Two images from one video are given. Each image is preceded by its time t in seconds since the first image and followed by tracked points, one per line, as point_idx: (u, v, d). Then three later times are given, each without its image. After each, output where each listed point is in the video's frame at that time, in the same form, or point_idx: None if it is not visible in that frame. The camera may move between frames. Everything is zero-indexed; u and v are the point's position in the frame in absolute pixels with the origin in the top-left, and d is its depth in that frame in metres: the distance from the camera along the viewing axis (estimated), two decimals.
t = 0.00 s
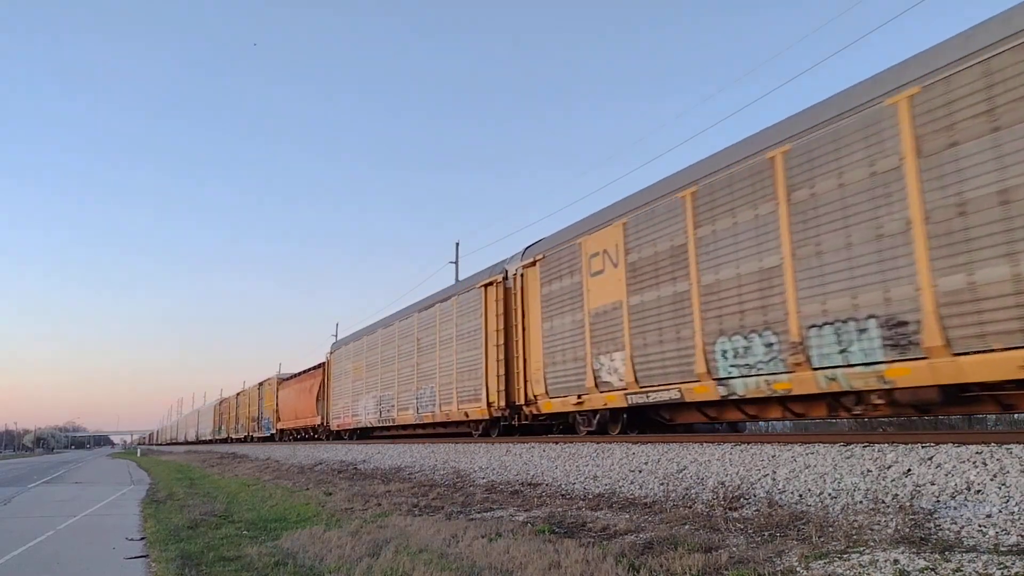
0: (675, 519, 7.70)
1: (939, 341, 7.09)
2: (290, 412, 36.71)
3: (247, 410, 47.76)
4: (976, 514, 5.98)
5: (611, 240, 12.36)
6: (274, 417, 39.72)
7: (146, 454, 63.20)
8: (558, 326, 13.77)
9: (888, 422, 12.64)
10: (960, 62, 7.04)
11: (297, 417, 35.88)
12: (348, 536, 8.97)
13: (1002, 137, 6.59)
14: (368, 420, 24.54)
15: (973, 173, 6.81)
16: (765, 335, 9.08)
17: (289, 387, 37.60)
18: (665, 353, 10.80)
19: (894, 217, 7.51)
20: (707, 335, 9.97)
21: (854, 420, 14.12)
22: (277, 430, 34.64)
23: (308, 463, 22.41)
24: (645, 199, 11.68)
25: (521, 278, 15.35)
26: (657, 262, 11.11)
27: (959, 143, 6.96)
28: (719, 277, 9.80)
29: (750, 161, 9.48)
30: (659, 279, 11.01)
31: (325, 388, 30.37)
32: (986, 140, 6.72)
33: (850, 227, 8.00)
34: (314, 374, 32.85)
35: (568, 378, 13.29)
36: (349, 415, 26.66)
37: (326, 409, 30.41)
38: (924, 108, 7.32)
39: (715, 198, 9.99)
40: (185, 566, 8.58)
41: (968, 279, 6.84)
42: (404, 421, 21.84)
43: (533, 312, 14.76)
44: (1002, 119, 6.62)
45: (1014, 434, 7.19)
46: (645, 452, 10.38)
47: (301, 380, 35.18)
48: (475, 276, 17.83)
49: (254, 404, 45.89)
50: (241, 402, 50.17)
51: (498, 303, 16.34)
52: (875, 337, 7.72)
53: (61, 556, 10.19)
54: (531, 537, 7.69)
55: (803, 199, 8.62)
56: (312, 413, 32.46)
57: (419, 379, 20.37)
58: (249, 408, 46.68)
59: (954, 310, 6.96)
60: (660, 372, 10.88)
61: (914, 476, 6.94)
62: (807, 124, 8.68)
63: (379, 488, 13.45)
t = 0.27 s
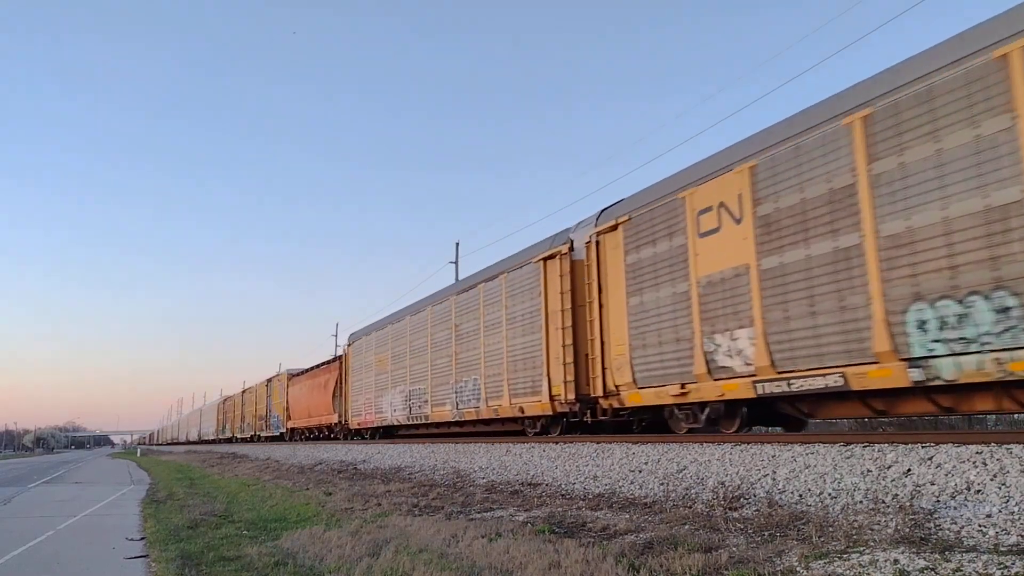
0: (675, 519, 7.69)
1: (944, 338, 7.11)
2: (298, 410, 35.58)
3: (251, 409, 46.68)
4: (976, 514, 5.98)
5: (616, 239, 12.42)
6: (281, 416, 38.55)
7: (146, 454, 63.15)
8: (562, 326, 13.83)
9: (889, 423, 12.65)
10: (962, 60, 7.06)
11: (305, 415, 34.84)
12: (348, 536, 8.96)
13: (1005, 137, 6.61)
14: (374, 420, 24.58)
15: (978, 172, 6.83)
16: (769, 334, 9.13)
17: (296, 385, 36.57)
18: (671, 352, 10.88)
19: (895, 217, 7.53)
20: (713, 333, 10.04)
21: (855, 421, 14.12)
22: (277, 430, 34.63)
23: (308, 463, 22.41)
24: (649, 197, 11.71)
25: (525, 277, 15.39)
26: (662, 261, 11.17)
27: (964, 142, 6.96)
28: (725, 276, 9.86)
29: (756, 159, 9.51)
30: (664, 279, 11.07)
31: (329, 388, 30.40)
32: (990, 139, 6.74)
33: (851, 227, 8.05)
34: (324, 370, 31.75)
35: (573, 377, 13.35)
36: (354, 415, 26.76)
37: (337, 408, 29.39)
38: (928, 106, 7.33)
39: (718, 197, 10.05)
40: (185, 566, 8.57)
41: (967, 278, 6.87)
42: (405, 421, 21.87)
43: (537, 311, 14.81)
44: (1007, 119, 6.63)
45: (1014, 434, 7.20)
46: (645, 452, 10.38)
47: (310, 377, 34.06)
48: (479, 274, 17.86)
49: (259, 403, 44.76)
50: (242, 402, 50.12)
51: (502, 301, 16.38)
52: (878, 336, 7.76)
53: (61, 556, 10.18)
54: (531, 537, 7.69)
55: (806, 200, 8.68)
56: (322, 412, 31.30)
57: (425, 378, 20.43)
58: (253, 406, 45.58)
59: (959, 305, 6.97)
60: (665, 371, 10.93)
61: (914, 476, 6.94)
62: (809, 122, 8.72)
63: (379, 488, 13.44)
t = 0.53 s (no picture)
0: (675, 519, 7.69)
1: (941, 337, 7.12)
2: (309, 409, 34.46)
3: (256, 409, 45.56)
4: (976, 514, 5.98)
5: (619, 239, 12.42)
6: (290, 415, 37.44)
7: (146, 454, 63.13)
8: (565, 325, 13.86)
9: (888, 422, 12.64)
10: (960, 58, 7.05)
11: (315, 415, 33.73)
12: (348, 537, 8.96)
13: (998, 134, 6.61)
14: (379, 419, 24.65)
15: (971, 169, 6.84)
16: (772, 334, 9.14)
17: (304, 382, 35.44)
18: (674, 352, 10.91)
19: (897, 215, 7.54)
20: (716, 332, 10.05)
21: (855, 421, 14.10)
22: (278, 430, 34.63)
23: (308, 463, 22.40)
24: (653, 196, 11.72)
25: (527, 276, 15.39)
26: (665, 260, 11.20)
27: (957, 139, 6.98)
28: (729, 276, 9.88)
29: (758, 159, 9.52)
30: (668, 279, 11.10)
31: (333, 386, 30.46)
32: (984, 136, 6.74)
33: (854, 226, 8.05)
34: (335, 367, 30.53)
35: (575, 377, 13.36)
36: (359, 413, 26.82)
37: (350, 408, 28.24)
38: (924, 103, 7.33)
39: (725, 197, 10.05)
40: (184, 566, 8.57)
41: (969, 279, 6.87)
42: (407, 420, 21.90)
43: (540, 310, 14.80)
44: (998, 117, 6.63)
45: (1014, 434, 7.19)
46: (645, 452, 10.38)
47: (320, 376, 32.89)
48: (483, 273, 17.83)
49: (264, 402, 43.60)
50: (242, 402, 50.13)
51: (504, 300, 16.38)
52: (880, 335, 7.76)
53: (60, 556, 10.17)
54: (531, 538, 7.69)
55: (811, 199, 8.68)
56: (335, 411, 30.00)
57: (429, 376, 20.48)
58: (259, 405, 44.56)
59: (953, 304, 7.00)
60: (667, 370, 10.95)
61: (914, 476, 6.94)
62: (812, 121, 8.73)
63: (379, 488, 13.43)
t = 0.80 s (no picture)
0: (675, 519, 7.69)
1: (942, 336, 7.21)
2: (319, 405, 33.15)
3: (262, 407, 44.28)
4: (976, 514, 5.97)
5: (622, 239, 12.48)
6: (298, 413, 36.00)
7: (146, 454, 63.09)
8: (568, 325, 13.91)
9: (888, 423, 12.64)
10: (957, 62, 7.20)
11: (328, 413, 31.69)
12: (348, 536, 8.96)
13: (1001, 135, 6.68)
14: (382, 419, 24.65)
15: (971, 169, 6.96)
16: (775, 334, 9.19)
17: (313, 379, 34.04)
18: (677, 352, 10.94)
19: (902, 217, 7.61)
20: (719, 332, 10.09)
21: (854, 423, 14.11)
22: (278, 430, 34.62)
23: (308, 463, 22.38)
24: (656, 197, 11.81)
25: (530, 275, 15.46)
26: (669, 260, 11.25)
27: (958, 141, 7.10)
28: (733, 276, 9.93)
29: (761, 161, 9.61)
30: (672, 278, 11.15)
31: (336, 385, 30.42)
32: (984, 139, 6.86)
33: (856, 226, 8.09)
34: (349, 362, 29.06)
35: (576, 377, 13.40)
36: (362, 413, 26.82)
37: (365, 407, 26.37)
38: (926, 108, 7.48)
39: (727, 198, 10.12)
40: (184, 566, 8.56)
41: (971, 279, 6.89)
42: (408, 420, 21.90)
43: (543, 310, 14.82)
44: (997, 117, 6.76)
45: (1014, 434, 7.20)
46: (645, 452, 10.38)
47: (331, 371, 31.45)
48: (485, 272, 17.85)
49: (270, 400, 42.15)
50: (241, 402, 50.10)
51: (508, 300, 16.39)
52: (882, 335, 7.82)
53: (60, 556, 10.17)
54: (531, 537, 7.68)
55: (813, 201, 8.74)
56: (349, 408, 28.55)
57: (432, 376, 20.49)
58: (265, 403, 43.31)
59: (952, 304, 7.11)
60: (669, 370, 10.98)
61: (914, 476, 6.94)
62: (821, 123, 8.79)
63: (379, 488, 13.43)
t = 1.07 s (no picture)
0: (675, 519, 7.69)
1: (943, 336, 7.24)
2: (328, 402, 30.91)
3: (267, 405, 42.87)
4: (976, 515, 5.98)
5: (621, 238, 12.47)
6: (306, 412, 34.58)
7: (146, 454, 63.06)
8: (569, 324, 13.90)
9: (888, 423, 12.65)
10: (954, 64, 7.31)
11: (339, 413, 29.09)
12: (348, 537, 8.96)
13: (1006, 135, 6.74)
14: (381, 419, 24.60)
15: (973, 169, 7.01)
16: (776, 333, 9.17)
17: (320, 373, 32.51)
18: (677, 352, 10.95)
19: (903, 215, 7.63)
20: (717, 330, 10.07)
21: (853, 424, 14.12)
22: (278, 430, 34.65)
23: (307, 463, 22.36)
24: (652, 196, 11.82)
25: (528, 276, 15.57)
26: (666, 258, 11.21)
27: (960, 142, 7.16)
28: (733, 275, 9.93)
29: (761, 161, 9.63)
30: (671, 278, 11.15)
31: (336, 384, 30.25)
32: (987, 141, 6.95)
33: (858, 224, 8.13)
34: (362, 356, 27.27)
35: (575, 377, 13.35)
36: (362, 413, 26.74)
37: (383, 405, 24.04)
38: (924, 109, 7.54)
39: (727, 198, 10.15)
40: (184, 566, 8.57)
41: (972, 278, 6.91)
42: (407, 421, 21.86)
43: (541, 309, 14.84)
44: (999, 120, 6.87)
45: (1014, 434, 7.20)
46: (645, 452, 10.38)
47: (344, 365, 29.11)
48: (484, 272, 17.88)
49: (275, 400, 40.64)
50: (241, 402, 50.12)
51: (507, 298, 16.38)
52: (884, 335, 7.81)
53: (60, 556, 10.17)
54: (531, 538, 7.69)
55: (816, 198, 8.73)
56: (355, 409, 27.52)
57: (433, 374, 20.40)
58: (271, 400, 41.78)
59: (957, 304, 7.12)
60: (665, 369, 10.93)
61: (914, 476, 6.94)
62: (820, 119, 8.79)
63: (379, 488, 13.43)
